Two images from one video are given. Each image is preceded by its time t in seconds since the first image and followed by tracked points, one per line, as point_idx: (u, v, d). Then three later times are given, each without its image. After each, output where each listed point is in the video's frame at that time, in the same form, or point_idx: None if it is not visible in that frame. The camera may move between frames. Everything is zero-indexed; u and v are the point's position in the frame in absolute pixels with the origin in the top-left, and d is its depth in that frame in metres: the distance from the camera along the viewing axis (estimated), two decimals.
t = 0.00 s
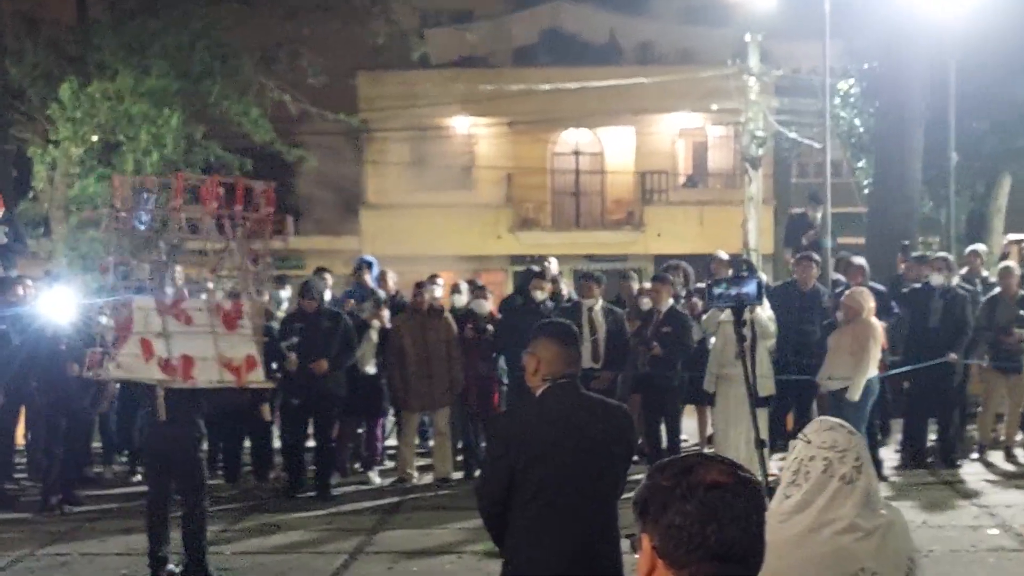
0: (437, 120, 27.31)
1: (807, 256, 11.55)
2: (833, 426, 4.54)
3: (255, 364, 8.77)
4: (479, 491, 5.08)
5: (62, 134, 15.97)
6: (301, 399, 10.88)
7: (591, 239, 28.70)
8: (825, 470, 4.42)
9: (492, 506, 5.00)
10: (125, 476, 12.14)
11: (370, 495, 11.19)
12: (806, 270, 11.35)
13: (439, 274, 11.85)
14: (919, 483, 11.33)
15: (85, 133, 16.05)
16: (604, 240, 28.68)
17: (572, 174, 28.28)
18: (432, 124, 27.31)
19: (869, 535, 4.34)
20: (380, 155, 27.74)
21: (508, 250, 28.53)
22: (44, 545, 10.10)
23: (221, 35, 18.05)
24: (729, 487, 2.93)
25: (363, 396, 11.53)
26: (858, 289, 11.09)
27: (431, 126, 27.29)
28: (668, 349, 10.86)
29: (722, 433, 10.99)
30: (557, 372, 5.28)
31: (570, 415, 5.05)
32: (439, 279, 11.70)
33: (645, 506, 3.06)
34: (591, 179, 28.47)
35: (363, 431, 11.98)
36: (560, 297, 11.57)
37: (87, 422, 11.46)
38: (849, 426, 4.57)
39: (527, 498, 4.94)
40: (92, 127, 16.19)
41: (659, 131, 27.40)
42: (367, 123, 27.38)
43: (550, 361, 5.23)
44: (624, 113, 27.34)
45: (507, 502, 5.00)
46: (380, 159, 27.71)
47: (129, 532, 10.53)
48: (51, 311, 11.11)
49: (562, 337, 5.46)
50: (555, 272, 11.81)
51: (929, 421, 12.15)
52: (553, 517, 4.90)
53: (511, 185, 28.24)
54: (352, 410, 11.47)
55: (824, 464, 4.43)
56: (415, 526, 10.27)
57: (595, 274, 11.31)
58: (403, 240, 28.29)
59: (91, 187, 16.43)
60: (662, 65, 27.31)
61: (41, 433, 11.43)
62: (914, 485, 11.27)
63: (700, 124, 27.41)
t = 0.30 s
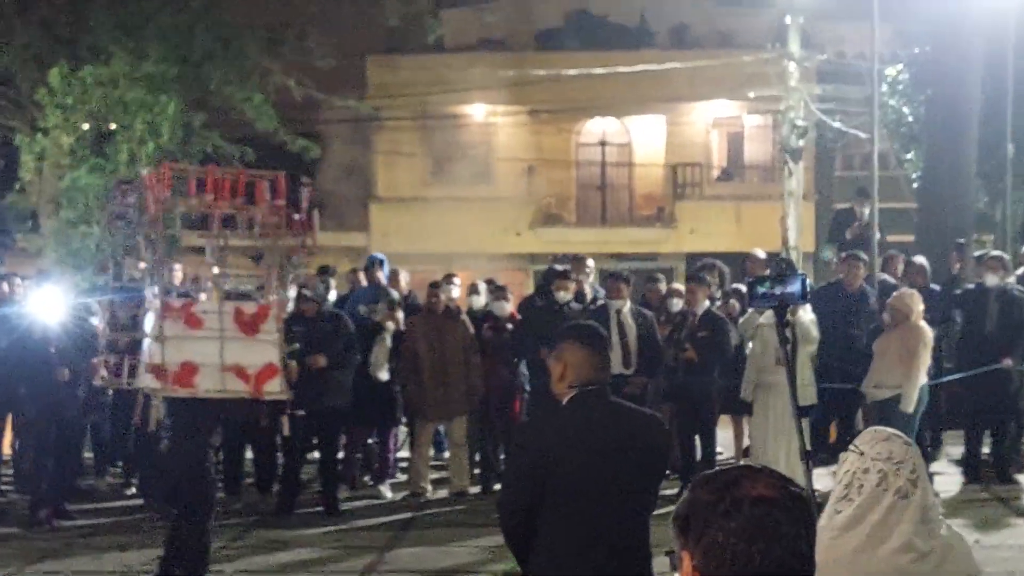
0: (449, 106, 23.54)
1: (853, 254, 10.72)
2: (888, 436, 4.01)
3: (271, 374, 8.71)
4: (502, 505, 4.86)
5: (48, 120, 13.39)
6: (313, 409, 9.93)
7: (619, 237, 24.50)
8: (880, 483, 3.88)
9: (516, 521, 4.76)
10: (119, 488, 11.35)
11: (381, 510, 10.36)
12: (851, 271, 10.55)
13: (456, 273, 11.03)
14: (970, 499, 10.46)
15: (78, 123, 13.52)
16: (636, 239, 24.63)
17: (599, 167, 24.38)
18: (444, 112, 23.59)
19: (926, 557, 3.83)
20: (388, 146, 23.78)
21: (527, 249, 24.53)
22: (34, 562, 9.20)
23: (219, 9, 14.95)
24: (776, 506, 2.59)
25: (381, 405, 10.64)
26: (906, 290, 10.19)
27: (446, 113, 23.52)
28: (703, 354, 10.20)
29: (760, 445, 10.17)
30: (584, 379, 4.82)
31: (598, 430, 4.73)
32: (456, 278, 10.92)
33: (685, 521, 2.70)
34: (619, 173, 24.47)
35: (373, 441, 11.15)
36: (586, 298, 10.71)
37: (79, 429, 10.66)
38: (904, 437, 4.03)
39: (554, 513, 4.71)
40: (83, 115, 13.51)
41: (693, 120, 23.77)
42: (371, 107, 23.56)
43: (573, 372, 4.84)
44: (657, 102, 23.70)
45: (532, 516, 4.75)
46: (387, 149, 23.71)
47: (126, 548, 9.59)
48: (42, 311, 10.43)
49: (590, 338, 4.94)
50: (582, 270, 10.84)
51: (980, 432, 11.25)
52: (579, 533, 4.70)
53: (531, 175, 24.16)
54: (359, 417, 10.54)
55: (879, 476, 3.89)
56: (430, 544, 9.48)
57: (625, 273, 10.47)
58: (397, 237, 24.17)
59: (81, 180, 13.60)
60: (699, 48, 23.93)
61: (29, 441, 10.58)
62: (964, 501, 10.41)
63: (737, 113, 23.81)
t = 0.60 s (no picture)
0: (461, 87, 21.33)
1: (911, 254, 9.61)
2: (958, 453, 4.01)
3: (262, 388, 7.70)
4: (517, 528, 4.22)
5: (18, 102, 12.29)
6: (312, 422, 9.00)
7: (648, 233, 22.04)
8: (948, 504, 3.88)
9: (534, 552, 4.15)
10: (94, 510, 10.32)
11: (384, 535, 9.30)
12: (910, 271, 9.45)
13: (468, 273, 9.97)
14: None
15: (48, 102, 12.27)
16: (668, 237, 22.19)
17: (626, 156, 22.14)
18: (456, 94, 21.39)
19: None
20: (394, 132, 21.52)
21: (546, 246, 22.13)
22: None
23: None
24: (831, 532, 2.33)
25: (384, 418, 9.59)
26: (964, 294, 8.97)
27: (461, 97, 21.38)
28: (743, 361, 9.19)
29: (808, 467, 9.05)
30: (613, 391, 4.25)
31: (620, 438, 4.11)
32: (468, 279, 9.84)
33: (729, 549, 2.43)
34: (650, 162, 22.26)
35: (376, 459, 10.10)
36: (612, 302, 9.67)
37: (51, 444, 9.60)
38: (974, 454, 4.03)
39: (574, 539, 4.10)
40: (57, 95, 12.38)
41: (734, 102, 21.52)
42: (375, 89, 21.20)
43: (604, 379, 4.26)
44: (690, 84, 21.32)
45: (552, 546, 4.14)
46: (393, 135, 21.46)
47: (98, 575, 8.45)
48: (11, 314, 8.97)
49: (619, 345, 4.36)
50: (606, 271, 9.86)
51: None
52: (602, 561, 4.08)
53: (552, 166, 21.95)
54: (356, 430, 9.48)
55: (947, 496, 3.89)
56: (437, 572, 8.41)
57: (656, 274, 9.42)
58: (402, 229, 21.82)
59: (50, 166, 12.72)
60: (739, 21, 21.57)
61: None
62: None
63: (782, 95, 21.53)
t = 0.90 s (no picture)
0: (469, 84, 21.29)
1: (920, 252, 9.61)
2: (974, 451, 3.65)
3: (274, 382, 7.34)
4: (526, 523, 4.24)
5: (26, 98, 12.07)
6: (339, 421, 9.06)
7: (656, 231, 22.05)
8: (963, 502, 3.51)
9: (545, 553, 4.17)
10: (102, 506, 10.31)
11: (393, 532, 9.30)
12: (918, 270, 9.46)
13: (476, 269, 9.98)
14: None
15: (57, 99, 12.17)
16: (678, 235, 22.09)
17: (635, 153, 22.26)
18: (464, 91, 21.39)
19: None
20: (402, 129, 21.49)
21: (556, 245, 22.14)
22: None
23: None
24: (842, 532, 2.34)
25: (392, 416, 9.53)
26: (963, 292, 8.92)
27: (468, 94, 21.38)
28: (753, 359, 9.17)
29: (816, 465, 9.07)
30: (622, 388, 4.22)
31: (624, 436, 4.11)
32: (477, 275, 9.84)
33: (742, 550, 2.42)
34: (659, 159, 22.33)
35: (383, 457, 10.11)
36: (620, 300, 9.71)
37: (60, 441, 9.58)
38: (989, 452, 3.68)
39: (583, 539, 4.10)
40: (66, 92, 12.28)
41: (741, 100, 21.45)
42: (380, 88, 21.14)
43: (613, 377, 4.24)
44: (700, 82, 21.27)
45: (561, 546, 4.15)
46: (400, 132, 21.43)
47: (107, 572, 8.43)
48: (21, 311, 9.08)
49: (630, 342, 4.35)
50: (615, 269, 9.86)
51: None
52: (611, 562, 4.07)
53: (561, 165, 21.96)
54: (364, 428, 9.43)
55: (963, 494, 3.52)
56: (446, 570, 8.41)
57: (665, 271, 9.40)
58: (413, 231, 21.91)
59: (61, 163, 12.50)
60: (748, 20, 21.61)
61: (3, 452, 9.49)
62: None
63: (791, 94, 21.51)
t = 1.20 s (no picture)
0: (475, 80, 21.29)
1: (928, 249, 9.63)
2: (994, 447, 3.09)
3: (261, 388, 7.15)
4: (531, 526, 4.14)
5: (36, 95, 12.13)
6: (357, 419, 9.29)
7: (663, 227, 22.06)
8: (980, 498, 2.97)
9: (551, 558, 4.07)
10: (110, 503, 10.33)
11: (401, 528, 9.31)
12: (926, 266, 9.49)
13: (484, 266, 9.98)
14: None
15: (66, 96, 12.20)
16: (688, 234, 22.06)
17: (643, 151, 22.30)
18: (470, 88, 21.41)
19: None
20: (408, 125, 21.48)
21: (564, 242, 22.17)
22: None
23: None
24: (845, 532, 2.34)
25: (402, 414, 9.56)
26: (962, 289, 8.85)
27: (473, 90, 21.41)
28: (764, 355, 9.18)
29: (825, 462, 9.10)
30: (631, 386, 4.15)
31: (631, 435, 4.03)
32: (484, 272, 9.85)
33: (739, 557, 2.41)
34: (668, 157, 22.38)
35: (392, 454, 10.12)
36: (628, 297, 9.75)
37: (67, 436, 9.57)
38: (1011, 447, 3.12)
39: (588, 541, 4.01)
40: (73, 87, 12.30)
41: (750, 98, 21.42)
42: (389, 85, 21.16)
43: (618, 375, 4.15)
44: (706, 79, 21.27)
45: (567, 549, 4.05)
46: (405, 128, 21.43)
47: (116, 569, 8.41)
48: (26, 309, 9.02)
49: (635, 339, 4.25)
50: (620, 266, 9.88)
51: None
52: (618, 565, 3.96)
53: (572, 162, 21.87)
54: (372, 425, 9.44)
55: (979, 490, 2.98)
56: (455, 566, 8.41)
57: (674, 268, 9.40)
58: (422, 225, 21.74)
59: (69, 159, 12.46)
60: (758, 18, 21.63)
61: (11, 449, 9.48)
62: None
63: (798, 91, 21.53)
